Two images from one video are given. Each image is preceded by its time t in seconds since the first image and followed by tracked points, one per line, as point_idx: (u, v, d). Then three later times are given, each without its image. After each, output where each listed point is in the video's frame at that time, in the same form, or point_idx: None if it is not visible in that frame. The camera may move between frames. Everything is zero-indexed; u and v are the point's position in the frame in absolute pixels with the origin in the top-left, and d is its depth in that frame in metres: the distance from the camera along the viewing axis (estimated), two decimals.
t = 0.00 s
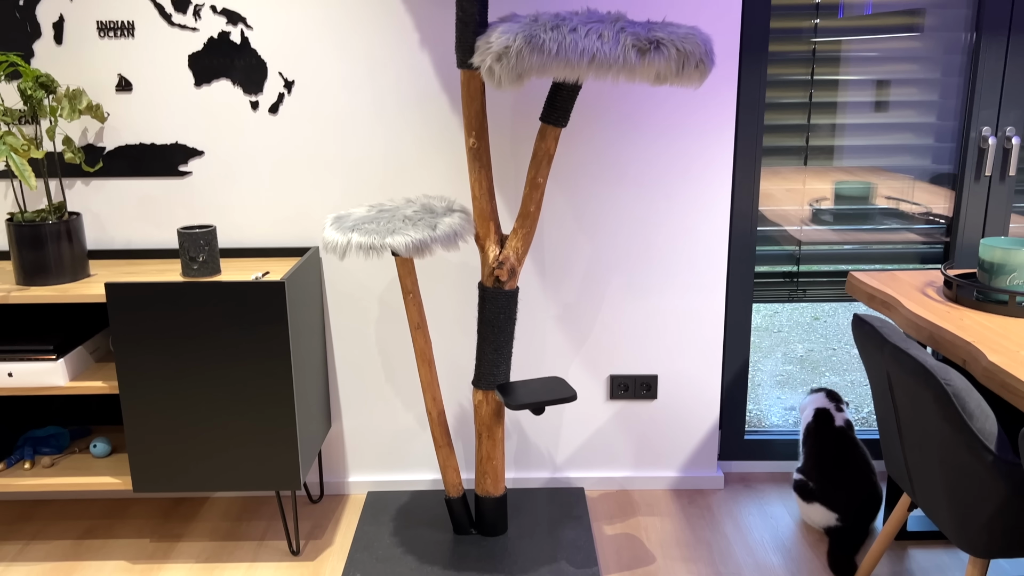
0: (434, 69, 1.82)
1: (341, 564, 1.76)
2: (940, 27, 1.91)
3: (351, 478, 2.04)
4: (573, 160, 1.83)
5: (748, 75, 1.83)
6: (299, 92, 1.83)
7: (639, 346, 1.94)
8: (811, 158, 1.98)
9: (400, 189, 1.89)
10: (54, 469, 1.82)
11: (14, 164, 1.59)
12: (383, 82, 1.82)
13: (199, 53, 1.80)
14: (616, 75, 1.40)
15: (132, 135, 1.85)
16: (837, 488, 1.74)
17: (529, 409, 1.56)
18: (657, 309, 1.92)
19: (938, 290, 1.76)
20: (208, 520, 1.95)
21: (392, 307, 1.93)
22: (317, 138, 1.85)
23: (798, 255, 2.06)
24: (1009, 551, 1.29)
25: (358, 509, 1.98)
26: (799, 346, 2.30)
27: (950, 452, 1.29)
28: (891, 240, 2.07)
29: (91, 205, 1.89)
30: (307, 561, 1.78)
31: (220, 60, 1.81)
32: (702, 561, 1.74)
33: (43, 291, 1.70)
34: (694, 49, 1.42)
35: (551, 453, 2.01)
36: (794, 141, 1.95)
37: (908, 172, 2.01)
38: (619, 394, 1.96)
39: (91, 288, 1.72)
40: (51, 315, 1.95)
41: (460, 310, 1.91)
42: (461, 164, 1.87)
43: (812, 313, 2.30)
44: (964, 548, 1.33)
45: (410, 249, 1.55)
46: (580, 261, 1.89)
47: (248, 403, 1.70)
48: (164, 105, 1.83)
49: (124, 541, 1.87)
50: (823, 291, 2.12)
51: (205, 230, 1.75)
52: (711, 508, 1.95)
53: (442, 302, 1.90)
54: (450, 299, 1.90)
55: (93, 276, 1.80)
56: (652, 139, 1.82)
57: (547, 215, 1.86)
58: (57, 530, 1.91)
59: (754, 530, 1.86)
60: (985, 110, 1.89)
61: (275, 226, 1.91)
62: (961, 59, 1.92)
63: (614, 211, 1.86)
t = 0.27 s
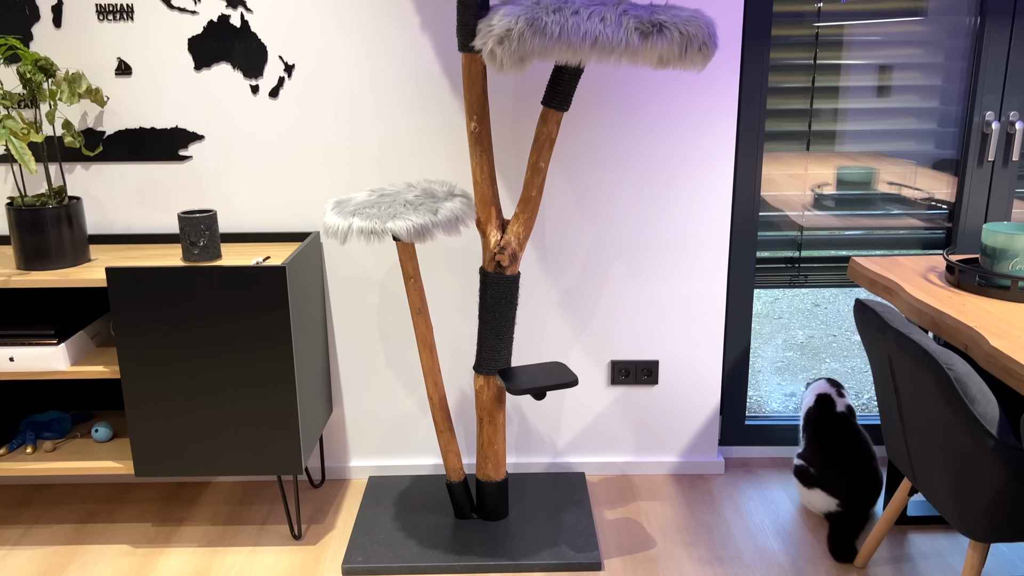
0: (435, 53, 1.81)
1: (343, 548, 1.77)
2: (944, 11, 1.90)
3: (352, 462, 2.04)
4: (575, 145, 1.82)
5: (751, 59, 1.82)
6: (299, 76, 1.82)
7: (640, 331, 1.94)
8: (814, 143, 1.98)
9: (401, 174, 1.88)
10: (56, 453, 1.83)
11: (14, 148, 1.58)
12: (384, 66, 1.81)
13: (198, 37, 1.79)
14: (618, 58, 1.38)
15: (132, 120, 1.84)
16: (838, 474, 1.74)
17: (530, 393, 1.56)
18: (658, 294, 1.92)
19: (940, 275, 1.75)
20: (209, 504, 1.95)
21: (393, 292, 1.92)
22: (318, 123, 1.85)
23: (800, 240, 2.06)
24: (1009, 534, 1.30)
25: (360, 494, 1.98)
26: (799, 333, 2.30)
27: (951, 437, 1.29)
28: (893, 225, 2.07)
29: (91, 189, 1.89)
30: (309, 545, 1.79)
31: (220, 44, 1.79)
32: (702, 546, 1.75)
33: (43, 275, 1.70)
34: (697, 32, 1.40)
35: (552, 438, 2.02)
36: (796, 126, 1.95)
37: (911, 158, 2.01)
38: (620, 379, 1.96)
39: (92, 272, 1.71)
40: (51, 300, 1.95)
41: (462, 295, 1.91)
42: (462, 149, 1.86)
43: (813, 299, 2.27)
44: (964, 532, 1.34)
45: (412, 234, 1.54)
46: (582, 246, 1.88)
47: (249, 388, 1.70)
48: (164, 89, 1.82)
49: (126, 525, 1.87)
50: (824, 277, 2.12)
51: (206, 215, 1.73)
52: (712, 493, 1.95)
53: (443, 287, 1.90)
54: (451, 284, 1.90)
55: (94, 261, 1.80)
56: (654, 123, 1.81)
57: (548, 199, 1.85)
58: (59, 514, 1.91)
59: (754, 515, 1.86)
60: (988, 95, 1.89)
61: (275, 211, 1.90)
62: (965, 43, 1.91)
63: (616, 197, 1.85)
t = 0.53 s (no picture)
0: (436, 41, 1.80)
1: (344, 536, 1.77)
2: None
3: (353, 451, 2.05)
4: (576, 134, 1.81)
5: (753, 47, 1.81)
6: (299, 64, 1.81)
7: (641, 321, 1.94)
8: (816, 132, 1.97)
9: (401, 163, 1.88)
10: (57, 441, 1.83)
11: (14, 135, 1.58)
12: (384, 54, 1.80)
13: (198, 24, 1.78)
14: (621, 46, 1.36)
15: (132, 108, 1.84)
16: (840, 464, 1.74)
17: (531, 382, 1.56)
18: (660, 283, 1.92)
19: (942, 265, 1.75)
20: (210, 492, 1.96)
21: (393, 281, 1.92)
22: (318, 111, 1.84)
23: (801, 230, 2.05)
24: (1009, 524, 1.30)
25: (361, 482, 1.99)
26: (800, 323, 2.31)
27: (953, 427, 1.29)
28: (895, 215, 2.07)
29: (91, 177, 1.89)
30: (310, 533, 1.79)
31: (220, 31, 1.78)
32: (702, 534, 1.75)
33: (43, 264, 1.70)
34: (700, 19, 1.38)
35: (552, 427, 2.02)
36: (798, 115, 1.94)
37: (913, 147, 2.00)
38: (620, 368, 1.96)
39: (92, 261, 1.71)
40: (51, 288, 1.95)
41: (463, 284, 1.91)
42: (463, 137, 1.86)
43: (813, 289, 2.29)
44: (964, 521, 1.34)
45: (413, 223, 1.54)
46: (583, 235, 1.88)
47: (250, 376, 1.70)
48: (164, 77, 1.82)
49: (128, 513, 1.88)
50: (826, 266, 2.12)
51: (206, 203, 1.73)
52: (712, 482, 1.96)
53: (444, 276, 1.90)
54: (452, 273, 1.89)
55: (94, 249, 1.80)
56: (656, 112, 1.80)
57: (549, 188, 1.84)
58: (61, 502, 1.92)
59: (755, 503, 1.87)
60: (992, 83, 1.88)
61: (276, 199, 1.90)
62: (968, 32, 1.90)
63: (617, 186, 1.85)
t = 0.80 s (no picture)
0: (437, 33, 1.79)
1: (345, 528, 1.78)
2: None
3: (354, 444, 2.05)
4: (577, 126, 1.81)
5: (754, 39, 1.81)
6: (299, 56, 1.81)
7: (642, 313, 1.94)
8: (817, 125, 1.97)
9: (402, 155, 1.87)
10: (58, 434, 1.83)
11: (14, 127, 1.57)
12: (385, 45, 1.80)
13: (198, 16, 1.77)
14: (622, 39, 1.35)
15: (132, 100, 1.83)
16: (840, 457, 1.75)
17: (532, 374, 1.56)
18: (661, 276, 1.92)
19: (943, 258, 1.75)
20: (211, 485, 1.96)
21: (394, 273, 1.92)
22: (319, 103, 1.84)
23: (802, 222, 2.05)
24: (1009, 516, 1.31)
25: (362, 475, 1.99)
26: (800, 316, 2.31)
27: (953, 419, 1.29)
28: (896, 208, 2.06)
29: (92, 170, 1.88)
30: (311, 525, 1.80)
31: (220, 22, 1.78)
32: (703, 527, 1.76)
33: (44, 256, 1.69)
34: (702, 11, 1.37)
35: (553, 420, 2.02)
36: (800, 107, 1.94)
37: (914, 140, 2.00)
38: (621, 361, 1.96)
39: (93, 253, 1.71)
40: (52, 281, 1.95)
41: (464, 276, 1.91)
42: (464, 129, 1.85)
43: (813, 282, 2.25)
44: (965, 513, 1.34)
45: (414, 216, 1.54)
46: (584, 228, 1.88)
47: (251, 369, 1.70)
48: (164, 68, 1.81)
49: (129, 506, 1.88)
50: (827, 259, 2.12)
51: (206, 195, 1.73)
52: (712, 474, 1.96)
53: (445, 269, 1.90)
54: (453, 266, 1.89)
55: (94, 242, 1.79)
56: (657, 104, 1.80)
57: (550, 181, 1.84)
58: (62, 494, 1.92)
59: (755, 496, 1.87)
60: (994, 76, 1.87)
61: (276, 191, 1.89)
62: (970, 24, 1.90)
63: (618, 179, 1.85)
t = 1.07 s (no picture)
0: (438, 27, 1.78)
1: (347, 523, 1.78)
2: None
3: (355, 438, 2.05)
4: (579, 121, 1.81)
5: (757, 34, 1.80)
6: (301, 50, 1.80)
7: (643, 308, 1.94)
8: (820, 119, 1.96)
9: (404, 150, 1.87)
10: (60, 428, 1.83)
11: (15, 122, 1.57)
12: (386, 40, 1.79)
13: (199, 10, 1.77)
14: (625, 33, 1.35)
15: (133, 94, 1.83)
16: (844, 450, 1.75)
17: (534, 369, 1.56)
18: (663, 271, 1.91)
19: (946, 253, 1.74)
20: (213, 479, 1.96)
21: (396, 268, 1.92)
22: (321, 98, 1.83)
23: (804, 217, 2.05)
24: (1011, 511, 1.31)
25: (363, 469, 1.99)
26: (802, 310, 2.30)
27: (956, 415, 1.29)
28: (898, 203, 2.06)
29: (93, 164, 1.88)
30: (313, 519, 1.80)
31: (221, 16, 1.77)
32: (704, 522, 1.76)
33: (46, 251, 1.69)
34: (705, 5, 1.36)
35: (555, 415, 2.02)
36: (802, 102, 1.93)
37: (917, 134, 2.00)
38: (623, 356, 1.96)
39: (94, 248, 1.71)
40: (53, 275, 1.95)
41: (465, 271, 1.91)
42: (466, 124, 1.85)
43: (814, 277, 2.28)
44: (967, 509, 1.34)
45: (416, 210, 1.53)
46: (586, 223, 1.88)
47: (252, 364, 1.70)
48: (165, 63, 1.81)
49: (131, 500, 1.88)
50: (828, 254, 2.12)
51: (208, 190, 1.72)
52: (714, 469, 1.96)
53: (447, 264, 1.90)
54: (455, 261, 1.89)
55: (96, 236, 1.79)
56: (659, 99, 1.79)
57: (552, 176, 1.84)
58: (64, 489, 1.92)
59: (756, 491, 1.87)
60: (997, 71, 1.86)
61: (278, 186, 1.89)
62: (973, 18, 1.89)
63: (620, 174, 1.84)
